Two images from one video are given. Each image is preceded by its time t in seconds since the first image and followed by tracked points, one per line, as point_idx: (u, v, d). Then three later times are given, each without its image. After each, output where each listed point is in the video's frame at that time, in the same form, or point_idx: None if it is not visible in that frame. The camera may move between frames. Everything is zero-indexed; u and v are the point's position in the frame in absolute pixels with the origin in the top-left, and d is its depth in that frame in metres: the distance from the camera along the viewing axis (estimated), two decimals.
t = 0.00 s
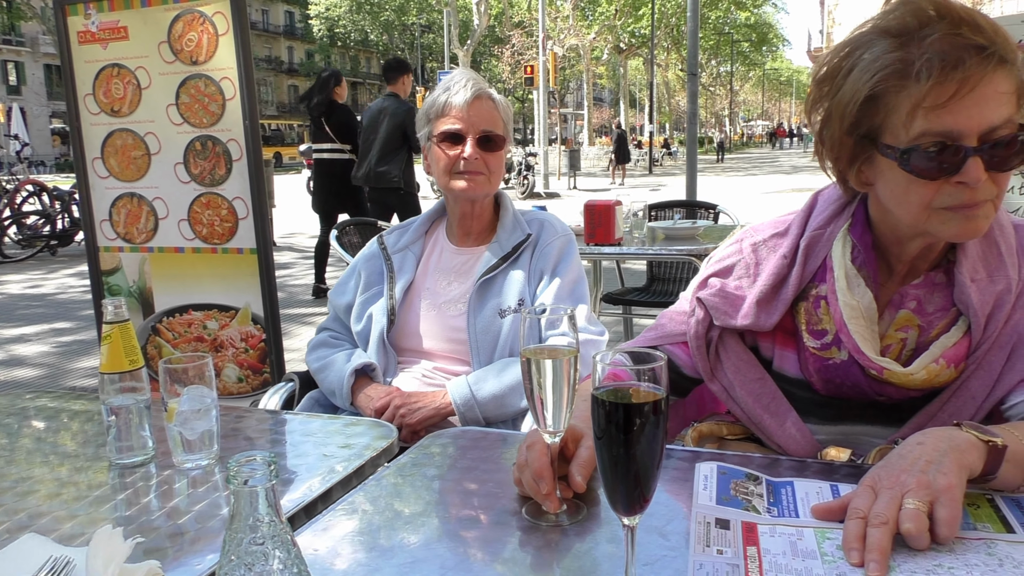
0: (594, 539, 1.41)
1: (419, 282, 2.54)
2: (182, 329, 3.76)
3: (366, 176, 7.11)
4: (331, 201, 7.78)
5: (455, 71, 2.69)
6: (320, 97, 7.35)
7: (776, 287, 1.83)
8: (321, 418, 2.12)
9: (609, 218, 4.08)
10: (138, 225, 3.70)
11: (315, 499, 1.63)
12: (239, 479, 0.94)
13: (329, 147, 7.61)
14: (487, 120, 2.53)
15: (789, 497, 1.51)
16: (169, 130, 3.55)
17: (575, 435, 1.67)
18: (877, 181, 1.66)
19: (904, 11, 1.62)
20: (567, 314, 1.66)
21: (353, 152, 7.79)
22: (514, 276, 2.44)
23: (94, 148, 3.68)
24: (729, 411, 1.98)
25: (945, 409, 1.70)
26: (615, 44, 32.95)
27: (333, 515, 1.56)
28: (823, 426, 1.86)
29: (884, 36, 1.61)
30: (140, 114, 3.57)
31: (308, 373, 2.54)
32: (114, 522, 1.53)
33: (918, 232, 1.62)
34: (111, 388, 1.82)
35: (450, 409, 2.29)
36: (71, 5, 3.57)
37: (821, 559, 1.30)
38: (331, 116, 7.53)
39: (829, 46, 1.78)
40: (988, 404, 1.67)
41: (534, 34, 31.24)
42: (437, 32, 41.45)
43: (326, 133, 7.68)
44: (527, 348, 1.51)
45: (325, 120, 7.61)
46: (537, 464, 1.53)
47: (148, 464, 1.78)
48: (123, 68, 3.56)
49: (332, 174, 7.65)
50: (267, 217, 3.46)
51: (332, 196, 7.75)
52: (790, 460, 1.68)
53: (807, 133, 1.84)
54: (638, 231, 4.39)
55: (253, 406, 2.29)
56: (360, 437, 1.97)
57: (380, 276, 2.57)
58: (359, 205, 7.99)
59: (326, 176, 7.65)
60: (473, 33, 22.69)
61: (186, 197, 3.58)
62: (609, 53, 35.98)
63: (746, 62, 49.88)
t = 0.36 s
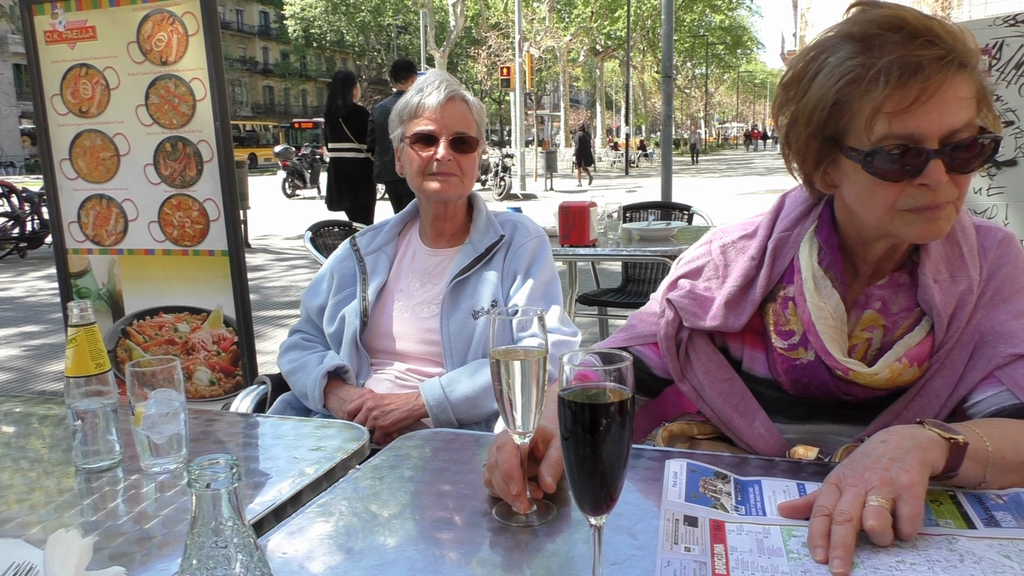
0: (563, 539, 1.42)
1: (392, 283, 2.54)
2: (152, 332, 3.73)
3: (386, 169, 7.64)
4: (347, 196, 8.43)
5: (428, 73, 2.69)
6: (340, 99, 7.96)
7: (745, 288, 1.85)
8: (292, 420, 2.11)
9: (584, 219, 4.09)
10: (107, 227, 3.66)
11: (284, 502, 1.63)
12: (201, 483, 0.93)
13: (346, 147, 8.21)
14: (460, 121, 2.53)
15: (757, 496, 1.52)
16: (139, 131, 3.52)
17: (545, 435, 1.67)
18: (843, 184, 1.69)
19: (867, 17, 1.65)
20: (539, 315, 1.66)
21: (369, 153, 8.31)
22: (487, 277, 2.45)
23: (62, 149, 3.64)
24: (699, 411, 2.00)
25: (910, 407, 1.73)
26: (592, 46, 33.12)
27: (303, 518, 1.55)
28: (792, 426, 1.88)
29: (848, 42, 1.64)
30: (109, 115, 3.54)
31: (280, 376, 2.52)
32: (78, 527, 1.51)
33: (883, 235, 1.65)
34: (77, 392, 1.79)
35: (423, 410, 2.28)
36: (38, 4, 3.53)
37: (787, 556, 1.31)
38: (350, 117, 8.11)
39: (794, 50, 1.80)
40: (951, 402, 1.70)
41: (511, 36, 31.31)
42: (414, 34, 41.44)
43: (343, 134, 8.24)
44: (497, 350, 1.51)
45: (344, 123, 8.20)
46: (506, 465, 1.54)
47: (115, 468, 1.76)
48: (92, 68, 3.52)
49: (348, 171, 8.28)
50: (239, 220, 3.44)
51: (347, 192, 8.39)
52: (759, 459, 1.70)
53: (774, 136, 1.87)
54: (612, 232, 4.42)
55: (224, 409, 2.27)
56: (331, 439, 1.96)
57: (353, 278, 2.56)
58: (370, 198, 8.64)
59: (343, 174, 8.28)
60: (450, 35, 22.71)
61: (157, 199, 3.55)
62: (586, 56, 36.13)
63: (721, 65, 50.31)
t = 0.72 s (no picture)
0: (532, 542, 1.42)
1: (366, 287, 2.53)
2: (125, 337, 3.69)
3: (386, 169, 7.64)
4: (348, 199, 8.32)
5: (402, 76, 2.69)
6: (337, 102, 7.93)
7: (714, 291, 1.87)
8: (264, 425, 2.10)
9: (560, 221, 4.11)
10: (79, 230, 3.62)
11: (254, 507, 1.62)
12: (162, 489, 0.93)
13: (346, 149, 8.09)
14: (433, 125, 2.54)
15: (724, 497, 1.54)
16: (110, 133, 3.49)
17: (516, 438, 1.68)
18: (809, 187, 1.71)
19: (831, 23, 1.67)
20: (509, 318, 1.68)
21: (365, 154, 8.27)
22: (462, 281, 2.45)
23: (32, 152, 3.60)
24: (671, 413, 2.01)
25: (877, 407, 1.76)
26: (571, 49, 33.23)
27: (273, 523, 1.55)
28: (761, 427, 1.90)
29: (811, 46, 1.66)
30: (80, 117, 3.51)
31: (254, 380, 2.51)
32: (43, 535, 1.49)
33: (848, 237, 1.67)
34: (44, 398, 1.78)
35: (397, 414, 2.27)
36: (8, 5, 3.51)
37: (753, 556, 1.33)
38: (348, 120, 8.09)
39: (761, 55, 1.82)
40: (917, 402, 1.72)
41: (489, 39, 31.33)
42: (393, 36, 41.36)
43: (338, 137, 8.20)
44: (466, 353, 1.52)
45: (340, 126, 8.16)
46: (476, 468, 1.54)
47: (83, 475, 1.74)
48: (62, 70, 3.49)
49: (350, 173, 8.18)
50: (212, 223, 3.43)
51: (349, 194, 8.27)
52: (728, 460, 1.72)
53: (742, 140, 1.89)
54: (589, 234, 4.43)
55: (196, 414, 2.25)
56: (303, 444, 1.95)
57: (327, 281, 2.55)
58: (368, 198, 8.60)
59: (345, 176, 8.16)
60: (429, 37, 22.69)
61: (129, 202, 3.53)
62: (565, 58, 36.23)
63: (699, 67, 50.66)
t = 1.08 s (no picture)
0: (505, 542, 1.43)
1: (343, 289, 2.53)
2: (99, 341, 3.64)
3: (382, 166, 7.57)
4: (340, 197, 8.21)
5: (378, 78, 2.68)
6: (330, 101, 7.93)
7: (687, 292, 1.89)
8: (239, 429, 2.09)
9: (538, 224, 4.12)
10: (51, 234, 3.59)
11: (227, 511, 1.61)
12: (128, 492, 0.93)
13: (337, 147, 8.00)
14: (409, 127, 2.54)
15: (697, 496, 1.55)
16: (83, 135, 3.46)
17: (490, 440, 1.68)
18: (779, 189, 1.73)
19: (800, 27, 1.69)
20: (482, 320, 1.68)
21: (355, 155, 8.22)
22: (438, 283, 2.45)
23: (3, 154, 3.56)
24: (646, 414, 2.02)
25: (846, 407, 1.78)
26: (551, 52, 33.31)
27: (245, 526, 1.54)
28: (734, 426, 1.92)
29: (781, 50, 1.68)
30: (52, 119, 3.48)
31: (229, 384, 2.50)
32: (11, 541, 1.48)
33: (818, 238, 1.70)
34: (14, 402, 1.76)
35: (373, 417, 2.27)
36: None
37: (723, 554, 1.34)
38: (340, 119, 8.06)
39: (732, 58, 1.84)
40: (886, 401, 1.74)
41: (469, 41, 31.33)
42: (373, 39, 41.27)
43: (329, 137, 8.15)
44: (438, 356, 1.52)
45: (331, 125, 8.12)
46: (449, 470, 1.55)
47: (53, 481, 1.73)
48: (33, 72, 3.46)
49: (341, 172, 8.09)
50: (187, 226, 3.41)
51: (341, 192, 8.17)
52: (700, 460, 1.73)
53: (713, 142, 1.91)
54: (568, 237, 4.45)
55: (170, 418, 2.23)
56: (277, 447, 1.94)
57: (303, 284, 2.54)
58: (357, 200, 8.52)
59: (336, 174, 8.08)
60: (408, 40, 22.66)
61: (102, 205, 3.50)
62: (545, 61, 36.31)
63: (679, 70, 50.97)
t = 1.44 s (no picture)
0: (473, 542, 1.43)
1: (316, 291, 2.52)
2: (69, 344, 3.57)
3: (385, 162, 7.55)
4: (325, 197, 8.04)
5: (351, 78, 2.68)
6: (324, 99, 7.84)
7: (657, 291, 1.90)
8: (209, 431, 2.08)
9: (514, 224, 4.12)
10: (19, 235, 3.54)
11: (194, 514, 1.59)
12: (82, 494, 0.92)
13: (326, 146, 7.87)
14: (381, 127, 2.53)
15: (665, 493, 1.56)
16: (51, 135, 3.42)
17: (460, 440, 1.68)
18: (748, 188, 1.74)
19: (768, 26, 1.71)
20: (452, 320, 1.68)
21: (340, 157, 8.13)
22: (411, 284, 2.45)
23: None
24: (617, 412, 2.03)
25: (814, 404, 1.79)
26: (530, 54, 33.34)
27: (211, 529, 1.53)
28: (705, 424, 1.93)
29: (749, 49, 1.70)
30: (20, 119, 3.44)
31: (201, 387, 2.48)
32: None
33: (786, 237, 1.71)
34: None
35: (346, 418, 2.26)
36: None
37: (690, 550, 1.35)
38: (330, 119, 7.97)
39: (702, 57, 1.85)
40: (853, 398, 1.76)
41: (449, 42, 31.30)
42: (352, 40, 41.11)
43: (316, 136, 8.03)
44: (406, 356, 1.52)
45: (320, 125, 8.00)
46: (418, 470, 1.54)
47: (18, 485, 1.71)
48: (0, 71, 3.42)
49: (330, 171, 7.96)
50: (159, 227, 3.39)
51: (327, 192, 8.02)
52: (670, 458, 1.74)
53: (684, 141, 1.92)
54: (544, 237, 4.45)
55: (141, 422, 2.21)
56: (247, 449, 1.93)
57: (276, 285, 2.53)
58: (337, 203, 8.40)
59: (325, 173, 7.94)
60: (387, 41, 22.60)
61: (71, 206, 3.46)
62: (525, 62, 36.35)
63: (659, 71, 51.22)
